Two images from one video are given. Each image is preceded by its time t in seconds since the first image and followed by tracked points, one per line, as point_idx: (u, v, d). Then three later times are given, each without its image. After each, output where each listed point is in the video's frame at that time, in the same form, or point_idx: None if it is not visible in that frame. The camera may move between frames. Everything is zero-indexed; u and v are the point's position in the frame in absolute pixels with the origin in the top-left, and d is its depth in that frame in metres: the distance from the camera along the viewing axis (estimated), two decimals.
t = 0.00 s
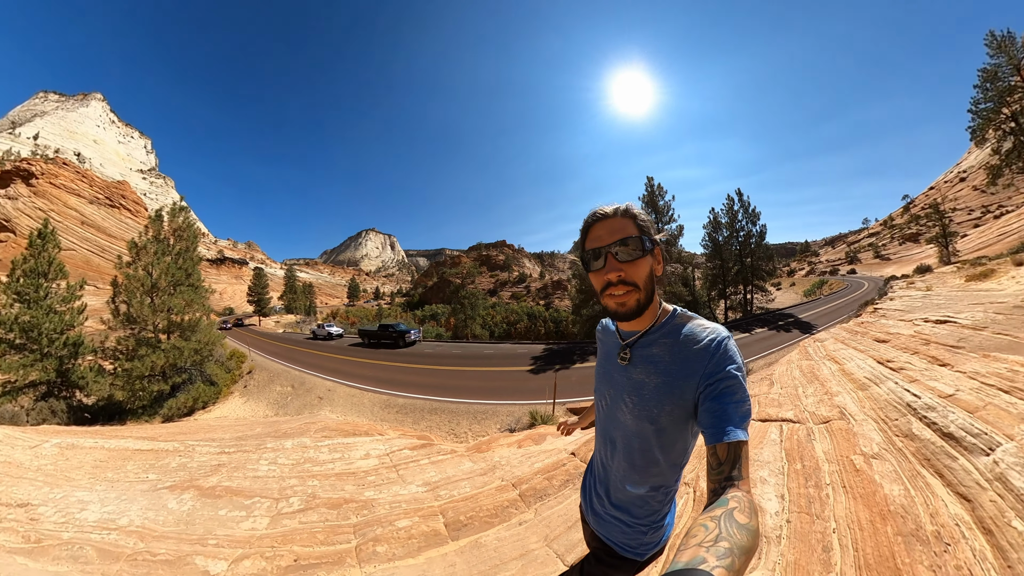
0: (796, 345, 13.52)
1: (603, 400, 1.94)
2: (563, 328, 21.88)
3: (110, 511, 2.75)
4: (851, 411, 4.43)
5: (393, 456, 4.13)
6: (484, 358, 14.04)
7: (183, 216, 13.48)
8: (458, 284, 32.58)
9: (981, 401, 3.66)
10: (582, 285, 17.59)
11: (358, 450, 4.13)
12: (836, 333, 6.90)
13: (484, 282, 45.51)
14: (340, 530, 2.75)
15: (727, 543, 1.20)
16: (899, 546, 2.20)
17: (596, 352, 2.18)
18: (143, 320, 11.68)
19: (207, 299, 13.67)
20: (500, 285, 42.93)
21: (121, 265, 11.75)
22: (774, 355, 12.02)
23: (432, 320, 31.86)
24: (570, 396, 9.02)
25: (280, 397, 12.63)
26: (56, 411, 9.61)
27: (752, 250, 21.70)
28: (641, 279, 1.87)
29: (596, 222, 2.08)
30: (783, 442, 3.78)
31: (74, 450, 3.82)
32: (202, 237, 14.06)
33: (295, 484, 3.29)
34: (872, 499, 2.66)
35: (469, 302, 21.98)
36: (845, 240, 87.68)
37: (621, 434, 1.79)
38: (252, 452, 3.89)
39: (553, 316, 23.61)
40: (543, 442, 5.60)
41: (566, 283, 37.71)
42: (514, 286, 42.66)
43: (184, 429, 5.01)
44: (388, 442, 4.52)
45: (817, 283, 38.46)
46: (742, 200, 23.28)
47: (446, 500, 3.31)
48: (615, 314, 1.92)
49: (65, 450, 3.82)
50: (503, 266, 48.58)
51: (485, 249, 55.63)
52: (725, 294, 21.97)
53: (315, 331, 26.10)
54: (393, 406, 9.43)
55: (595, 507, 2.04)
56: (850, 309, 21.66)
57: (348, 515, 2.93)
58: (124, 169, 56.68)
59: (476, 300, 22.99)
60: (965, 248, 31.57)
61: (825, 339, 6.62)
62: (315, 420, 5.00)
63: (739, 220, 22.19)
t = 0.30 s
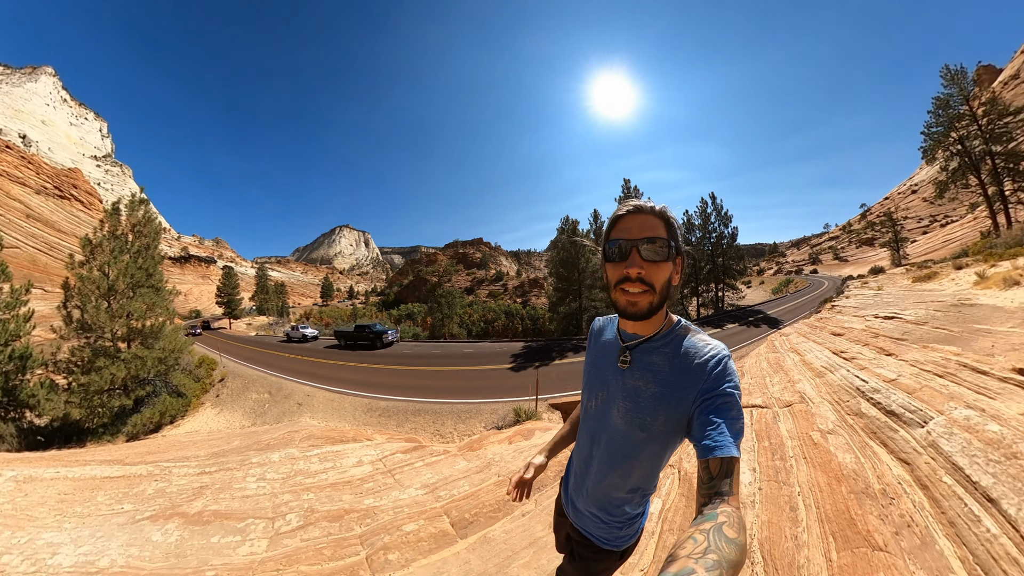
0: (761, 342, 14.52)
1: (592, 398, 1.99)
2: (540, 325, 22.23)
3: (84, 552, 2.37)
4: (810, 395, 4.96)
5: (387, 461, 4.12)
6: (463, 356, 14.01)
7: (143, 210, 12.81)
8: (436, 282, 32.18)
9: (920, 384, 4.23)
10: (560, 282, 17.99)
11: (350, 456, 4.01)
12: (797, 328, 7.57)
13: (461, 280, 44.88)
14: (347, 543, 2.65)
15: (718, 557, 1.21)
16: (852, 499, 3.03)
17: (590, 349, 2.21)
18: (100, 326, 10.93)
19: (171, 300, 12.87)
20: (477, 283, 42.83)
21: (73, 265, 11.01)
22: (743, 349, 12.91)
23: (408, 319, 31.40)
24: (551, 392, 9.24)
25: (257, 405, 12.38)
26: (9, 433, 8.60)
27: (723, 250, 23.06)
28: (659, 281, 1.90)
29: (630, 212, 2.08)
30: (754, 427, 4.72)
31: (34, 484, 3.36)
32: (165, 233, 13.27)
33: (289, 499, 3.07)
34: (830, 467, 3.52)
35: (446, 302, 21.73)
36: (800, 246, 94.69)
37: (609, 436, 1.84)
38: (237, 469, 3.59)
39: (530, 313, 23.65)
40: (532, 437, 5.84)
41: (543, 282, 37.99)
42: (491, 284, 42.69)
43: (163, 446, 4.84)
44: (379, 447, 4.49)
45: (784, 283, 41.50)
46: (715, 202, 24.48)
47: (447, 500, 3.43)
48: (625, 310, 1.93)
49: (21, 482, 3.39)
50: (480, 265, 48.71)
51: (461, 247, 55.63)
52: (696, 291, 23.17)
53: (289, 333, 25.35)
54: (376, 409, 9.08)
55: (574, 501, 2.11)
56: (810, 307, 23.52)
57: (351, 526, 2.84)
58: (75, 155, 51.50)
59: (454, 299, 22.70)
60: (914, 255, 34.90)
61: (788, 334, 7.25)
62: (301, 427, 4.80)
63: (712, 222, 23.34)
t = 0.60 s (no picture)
0: (727, 337, 15.47)
1: (584, 408, 1.99)
2: (516, 322, 22.25)
3: None
4: (776, 383, 5.43)
5: (376, 467, 3.99)
6: (439, 355, 13.83)
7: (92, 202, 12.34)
8: (411, 279, 31.51)
9: (869, 371, 4.76)
10: (536, 280, 18.17)
11: (337, 465, 3.88)
12: (762, 323, 8.20)
13: (436, 278, 44.62)
14: (349, 556, 2.56)
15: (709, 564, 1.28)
16: (814, 469, 3.50)
17: (577, 356, 2.19)
18: (49, 336, 10.63)
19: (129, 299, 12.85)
20: (453, 281, 42.44)
21: (14, 265, 10.67)
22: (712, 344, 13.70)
23: (382, 318, 30.70)
24: (531, 389, 9.39)
25: (229, 414, 12.27)
26: None
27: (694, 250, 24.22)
28: (652, 284, 1.97)
29: (639, 216, 2.17)
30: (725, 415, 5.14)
31: None
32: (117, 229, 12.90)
33: (279, 518, 2.88)
34: (793, 444, 3.99)
35: (421, 299, 21.56)
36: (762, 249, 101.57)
37: (604, 446, 1.86)
38: (216, 491, 3.30)
39: (506, 310, 23.39)
40: (519, 433, 5.87)
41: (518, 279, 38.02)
42: (466, 281, 42.45)
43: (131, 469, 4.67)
44: (366, 453, 4.35)
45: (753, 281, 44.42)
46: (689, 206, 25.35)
47: (444, 501, 3.39)
48: (616, 307, 1.97)
49: None
50: (455, 261, 48.54)
51: (436, 244, 54.99)
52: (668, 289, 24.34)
53: (261, 336, 25.07)
54: (357, 413, 8.73)
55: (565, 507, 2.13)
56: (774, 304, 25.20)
57: (350, 538, 2.73)
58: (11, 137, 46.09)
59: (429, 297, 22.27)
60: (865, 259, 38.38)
61: (755, 331, 7.85)
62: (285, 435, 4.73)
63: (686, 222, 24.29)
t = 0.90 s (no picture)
0: (697, 332, 16.39)
1: (556, 420, 1.94)
2: (492, 319, 22.10)
3: None
4: (746, 371, 5.88)
5: (364, 472, 3.84)
6: (416, 355, 13.99)
7: (35, 191, 11.56)
8: (384, 277, 30.76)
9: (826, 358, 5.29)
10: (513, 277, 18.34)
11: (324, 473, 3.76)
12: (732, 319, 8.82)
13: (411, 275, 43.87)
14: (351, 569, 2.45)
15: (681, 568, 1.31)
16: (781, 444, 3.89)
17: (546, 367, 2.15)
18: None
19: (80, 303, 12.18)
20: (427, 278, 41.94)
21: None
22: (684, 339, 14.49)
23: (356, 318, 30.00)
24: (512, 384, 9.52)
25: (198, 427, 11.76)
26: None
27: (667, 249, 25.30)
28: (615, 289, 1.98)
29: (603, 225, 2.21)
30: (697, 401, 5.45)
31: None
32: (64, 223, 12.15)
33: (269, 537, 2.69)
34: (763, 423, 4.38)
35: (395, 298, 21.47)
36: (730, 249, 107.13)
37: (578, 459, 1.83)
38: (194, 514, 3.07)
39: (482, 307, 23.29)
40: (505, 428, 5.87)
41: (494, 276, 37.80)
42: (441, 278, 42.02)
43: (95, 497, 4.38)
44: (353, 458, 4.20)
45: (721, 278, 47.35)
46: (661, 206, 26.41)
47: (440, 501, 3.30)
48: (579, 316, 1.94)
49: None
50: (429, 258, 48.40)
51: (410, 241, 54.22)
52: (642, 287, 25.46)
53: (230, 339, 24.40)
54: (336, 417, 8.82)
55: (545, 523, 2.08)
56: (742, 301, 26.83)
57: (350, 550, 2.62)
58: None
59: (403, 294, 21.97)
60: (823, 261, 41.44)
61: (726, 327, 8.43)
62: (262, 448, 4.60)
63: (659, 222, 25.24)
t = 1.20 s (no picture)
0: (674, 328, 17.13)
1: (540, 422, 2.00)
2: (472, 317, 21.87)
3: None
4: (722, 362, 6.29)
5: (360, 474, 4.03)
6: (398, 355, 15.16)
7: None
8: (363, 274, 30.06)
9: (794, 349, 5.73)
10: (495, 275, 18.37)
11: (319, 479, 3.92)
12: (708, 316, 9.36)
13: (389, 273, 43.10)
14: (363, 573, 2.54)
15: (676, 541, 1.40)
16: (757, 424, 4.31)
17: (523, 371, 2.21)
18: None
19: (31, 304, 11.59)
20: (407, 275, 41.25)
21: None
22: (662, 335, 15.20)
23: (334, 317, 29.25)
24: (496, 381, 10.59)
25: (171, 440, 10.86)
26: None
27: (644, 247, 26.20)
28: (576, 286, 2.04)
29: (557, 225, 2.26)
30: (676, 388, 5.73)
31: None
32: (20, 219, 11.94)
33: (269, 551, 2.75)
34: (739, 407, 4.75)
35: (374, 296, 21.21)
36: (708, 247, 110.54)
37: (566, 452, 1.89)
38: (182, 535, 3.02)
39: (462, 305, 23.28)
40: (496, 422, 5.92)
41: (474, 272, 37.49)
42: (421, 275, 41.39)
43: (64, 525, 4.29)
44: (346, 461, 4.38)
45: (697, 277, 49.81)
46: (641, 206, 27.06)
47: (441, 497, 3.49)
48: (545, 314, 2.01)
49: None
50: (408, 255, 48.23)
51: (388, 237, 53.10)
52: (621, 285, 26.32)
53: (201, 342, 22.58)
54: (319, 420, 9.52)
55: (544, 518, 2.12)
56: (716, 298, 28.22)
57: (357, 554, 2.73)
58: None
59: (382, 293, 21.75)
60: (793, 259, 43.83)
61: (703, 321, 8.94)
62: (242, 458, 4.84)
63: (637, 222, 26.01)
